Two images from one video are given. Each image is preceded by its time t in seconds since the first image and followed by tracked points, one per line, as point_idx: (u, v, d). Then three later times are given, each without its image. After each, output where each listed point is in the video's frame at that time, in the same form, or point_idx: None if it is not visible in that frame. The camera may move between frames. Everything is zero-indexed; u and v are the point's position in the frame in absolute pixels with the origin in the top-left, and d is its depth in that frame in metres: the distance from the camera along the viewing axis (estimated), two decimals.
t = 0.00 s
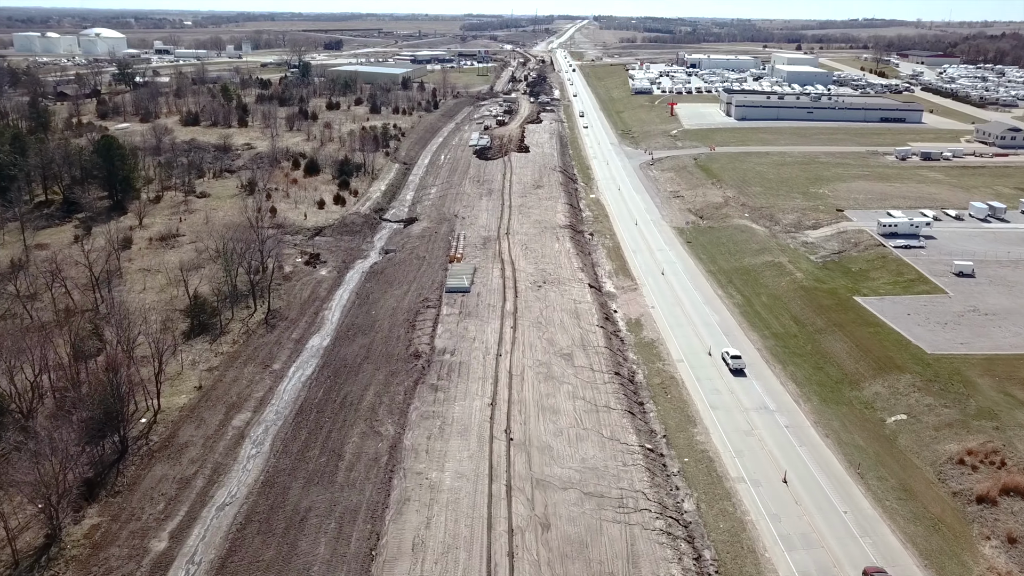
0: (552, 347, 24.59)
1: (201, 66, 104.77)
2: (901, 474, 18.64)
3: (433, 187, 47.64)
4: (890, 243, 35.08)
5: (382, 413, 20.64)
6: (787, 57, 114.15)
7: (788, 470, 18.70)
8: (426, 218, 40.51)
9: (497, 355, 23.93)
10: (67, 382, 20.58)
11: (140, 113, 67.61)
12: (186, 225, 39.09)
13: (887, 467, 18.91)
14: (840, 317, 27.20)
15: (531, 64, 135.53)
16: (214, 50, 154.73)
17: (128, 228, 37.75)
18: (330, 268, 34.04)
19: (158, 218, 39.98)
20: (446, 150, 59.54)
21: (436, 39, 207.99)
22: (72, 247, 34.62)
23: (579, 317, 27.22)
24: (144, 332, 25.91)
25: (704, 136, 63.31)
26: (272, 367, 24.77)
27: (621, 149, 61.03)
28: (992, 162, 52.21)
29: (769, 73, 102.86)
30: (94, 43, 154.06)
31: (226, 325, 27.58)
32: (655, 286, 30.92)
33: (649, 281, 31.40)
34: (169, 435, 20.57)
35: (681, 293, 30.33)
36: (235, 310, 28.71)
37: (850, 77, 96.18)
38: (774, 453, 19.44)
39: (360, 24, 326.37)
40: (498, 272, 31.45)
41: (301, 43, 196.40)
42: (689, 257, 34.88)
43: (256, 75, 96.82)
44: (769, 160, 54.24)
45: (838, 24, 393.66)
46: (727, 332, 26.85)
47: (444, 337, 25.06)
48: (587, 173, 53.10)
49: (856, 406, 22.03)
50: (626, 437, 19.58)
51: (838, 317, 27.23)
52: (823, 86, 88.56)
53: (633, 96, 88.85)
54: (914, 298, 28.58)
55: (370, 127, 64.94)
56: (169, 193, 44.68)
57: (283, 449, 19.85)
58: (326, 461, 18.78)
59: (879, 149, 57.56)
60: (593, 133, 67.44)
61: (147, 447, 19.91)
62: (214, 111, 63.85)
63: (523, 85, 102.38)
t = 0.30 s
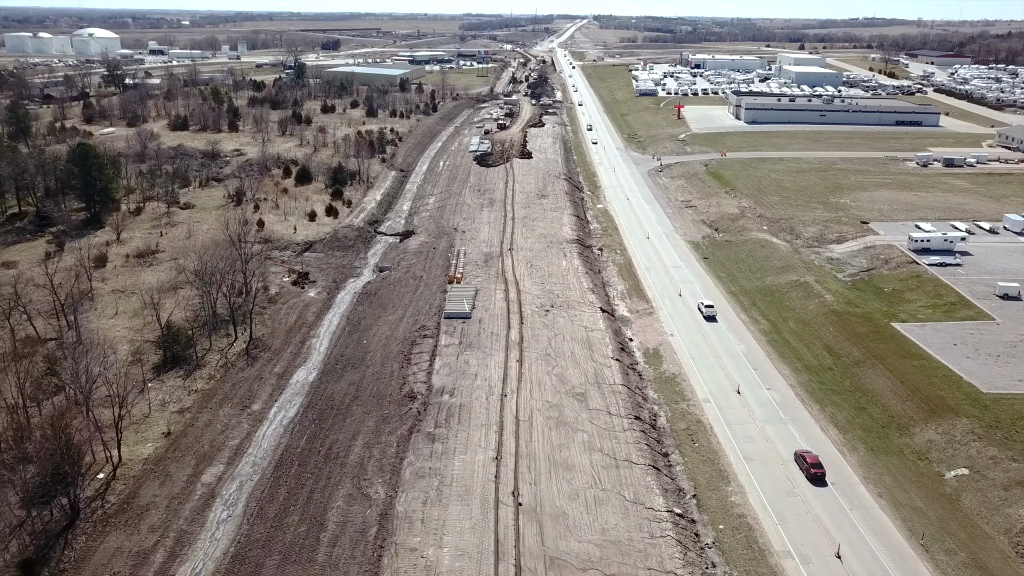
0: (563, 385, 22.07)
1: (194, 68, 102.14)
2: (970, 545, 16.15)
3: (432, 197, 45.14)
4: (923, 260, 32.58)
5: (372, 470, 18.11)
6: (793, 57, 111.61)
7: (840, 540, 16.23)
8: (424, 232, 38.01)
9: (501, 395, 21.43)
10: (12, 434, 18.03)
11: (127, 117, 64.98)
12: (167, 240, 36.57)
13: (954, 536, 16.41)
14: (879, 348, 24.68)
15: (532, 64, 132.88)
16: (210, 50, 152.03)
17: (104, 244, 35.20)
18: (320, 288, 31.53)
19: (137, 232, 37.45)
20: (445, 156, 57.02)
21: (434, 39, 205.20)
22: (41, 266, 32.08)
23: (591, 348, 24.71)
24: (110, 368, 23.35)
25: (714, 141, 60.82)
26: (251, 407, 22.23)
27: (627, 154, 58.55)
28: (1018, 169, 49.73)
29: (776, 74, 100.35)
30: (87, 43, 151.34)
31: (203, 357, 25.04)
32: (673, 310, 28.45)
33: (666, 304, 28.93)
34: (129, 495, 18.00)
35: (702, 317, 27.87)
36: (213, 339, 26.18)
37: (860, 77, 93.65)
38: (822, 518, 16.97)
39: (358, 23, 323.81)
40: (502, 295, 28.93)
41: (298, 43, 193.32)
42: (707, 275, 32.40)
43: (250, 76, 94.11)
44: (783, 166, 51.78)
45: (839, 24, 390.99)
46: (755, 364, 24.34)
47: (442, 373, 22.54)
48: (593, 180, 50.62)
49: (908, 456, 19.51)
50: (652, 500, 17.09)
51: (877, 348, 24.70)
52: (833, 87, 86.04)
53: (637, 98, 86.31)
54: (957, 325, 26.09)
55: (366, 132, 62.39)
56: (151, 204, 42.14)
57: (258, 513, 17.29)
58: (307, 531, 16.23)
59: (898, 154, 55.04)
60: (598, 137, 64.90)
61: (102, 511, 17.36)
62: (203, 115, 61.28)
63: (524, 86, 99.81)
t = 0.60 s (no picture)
0: (578, 432, 19.54)
1: (186, 70, 99.51)
2: None
3: (430, 208, 42.61)
4: (963, 280, 30.03)
5: (360, 545, 15.57)
6: (800, 58, 109.14)
7: None
8: (422, 248, 35.47)
9: (508, 446, 18.89)
10: None
11: (113, 121, 62.37)
12: (146, 257, 34.03)
13: None
14: (928, 385, 22.14)
15: (532, 65, 130.42)
16: (204, 51, 149.38)
17: (77, 263, 32.67)
18: (308, 312, 29.00)
19: (114, 248, 34.91)
20: (444, 163, 54.49)
21: (433, 39, 202.72)
22: (6, 289, 29.53)
23: (607, 385, 22.17)
24: (69, 414, 20.82)
25: (725, 146, 58.32)
26: (225, 458, 19.68)
27: (635, 161, 56.04)
28: None
29: (783, 76, 97.80)
30: (80, 44, 148.66)
31: (175, 395, 22.50)
32: (695, 338, 25.94)
33: (687, 331, 26.43)
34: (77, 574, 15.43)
35: (727, 347, 25.36)
36: (187, 374, 23.64)
37: (870, 79, 91.15)
38: None
39: (357, 24, 321.02)
40: (507, 322, 26.43)
41: (295, 44, 190.59)
42: (729, 297, 29.88)
43: (243, 78, 91.44)
44: (800, 173, 49.27)
45: (840, 24, 388.91)
46: (791, 404, 21.84)
47: (442, 419, 20.01)
48: (600, 189, 48.11)
49: (978, 522, 16.94)
50: None
51: (926, 385, 22.15)
52: (844, 88, 83.53)
53: (642, 100, 83.74)
54: (1012, 359, 23.55)
55: (362, 137, 59.84)
56: (131, 216, 39.56)
57: None
58: None
59: (919, 160, 52.54)
60: (604, 142, 62.35)
61: None
62: (192, 119, 58.68)
63: (526, 88, 97.18)
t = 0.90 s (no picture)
0: (596, 493, 17.04)
1: (178, 71, 96.83)
2: None
3: (428, 220, 40.09)
4: (1008, 304, 27.55)
5: None
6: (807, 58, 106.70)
7: None
8: (419, 265, 32.99)
9: (516, 513, 16.40)
10: None
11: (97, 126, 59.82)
12: (121, 276, 31.54)
13: None
14: (987, 432, 19.66)
15: (533, 66, 127.92)
16: (199, 52, 146.63)
17: (45, 284, 30.17)
18: (294, 340, 26.51)
19: (87, 266, 32.42)
20: (442, 170, 51.95)
21: (431, 38, 200.06)
22: None
23: (627, 432, 19.67)
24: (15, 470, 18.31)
25: (736, 152, 55.86)
26: (192, 524, 17.15)
27: (642, 167, 53.56)
28: None
29: (792, 77, 95.23)
30: (72, 44, 145.85)
31: (139, 443, 19.98)
32: (720, 374, 23.48)
33: (711, 365, 23.96)
34: None
35: (757, 384, 22.87)
36: (155, 417, 21.12)
37: (881, 79, 88.72)
38: None
39: (355, 23, 318.19)
40: (512, 353, 23.95)
41: (291, 44, 187.83)
42: (753, 322, 27.40)
43: (236, 80, 88.73)
44: (818, 181, 46.79)
45: (841, 23, 386.74)
46: (834, 454, 19.36)
47: (439, 478, 17.51)
48: (607, 198, 45.58)
49: None
50: None
51: (985, 432, 19.68)
52: (855, 90, 81.11)
53: (647, 103, 81.13)
54: None
55: (357, 142, 57.27)
56: (108, 230, 37.05)
57: None
58: None
59: (941, 166, 50.08)
60: (609, 147, 59.76)
61: None
62: (179, 124, 56.11)
63: (527, 89, 94.79)
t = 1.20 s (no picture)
0: None
1: (170, 74, 94.28)
2: None
3: (426, 234, 37.60)
4: None
5: None
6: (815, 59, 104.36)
7: None
8: (415, 287, 30.49)
9: None
10: None
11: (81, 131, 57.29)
12: (92, 299, 29.06)
13: None
14: None
15: (534, 67, 125.50)
16: (194, 53, 144.09)
17: (8, 310, 27.68)
18: (277, 375, 24.02)
19: (56, 288, 29.94)
20: (441, 179, 49.45)
21: (430, 39, 197.80)
22: None
23: (651, 494, 17.20)
24: None
25: (749, 159, 53.41)
26: None
27: (651, 175, 51.10)
28: None
29: (800, 79, 92.81)
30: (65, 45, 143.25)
31: (94, 506, 17.47)
32: (752, 416, 21.08)
33: (742, 406, 21.53)
34: None
35: (793, 429, 20.47)
36: (115, 472, 18.61)
37: (892, 81, 86.31)
38: None
39: (353, 23, 315.88)
40: (518, 392, 21.46)
41: (288, 44, 185.37)
42: (783, 354, 24.95)
43: (229, 83, 86.19)
44: (838, 190, 44.32)
45: (841, 23, 385.27)
46: (890, 519, 16.95)
47: (437, 558, 15.03)
48: (616, 209, 43.09)
49: None
50: None
51: None
52: (867, 93, 78.73)
53: (653, 106, 78.65)
54: None
55: (352, 149, 54.81)
56: (82, 246, 34.55)
57: None
58: None
59: (966, 174, 47.63)
60: (616, 153, 57.29)
61: None
62: (166, 129, 53.58)
63: (528, 92, 92.32)
